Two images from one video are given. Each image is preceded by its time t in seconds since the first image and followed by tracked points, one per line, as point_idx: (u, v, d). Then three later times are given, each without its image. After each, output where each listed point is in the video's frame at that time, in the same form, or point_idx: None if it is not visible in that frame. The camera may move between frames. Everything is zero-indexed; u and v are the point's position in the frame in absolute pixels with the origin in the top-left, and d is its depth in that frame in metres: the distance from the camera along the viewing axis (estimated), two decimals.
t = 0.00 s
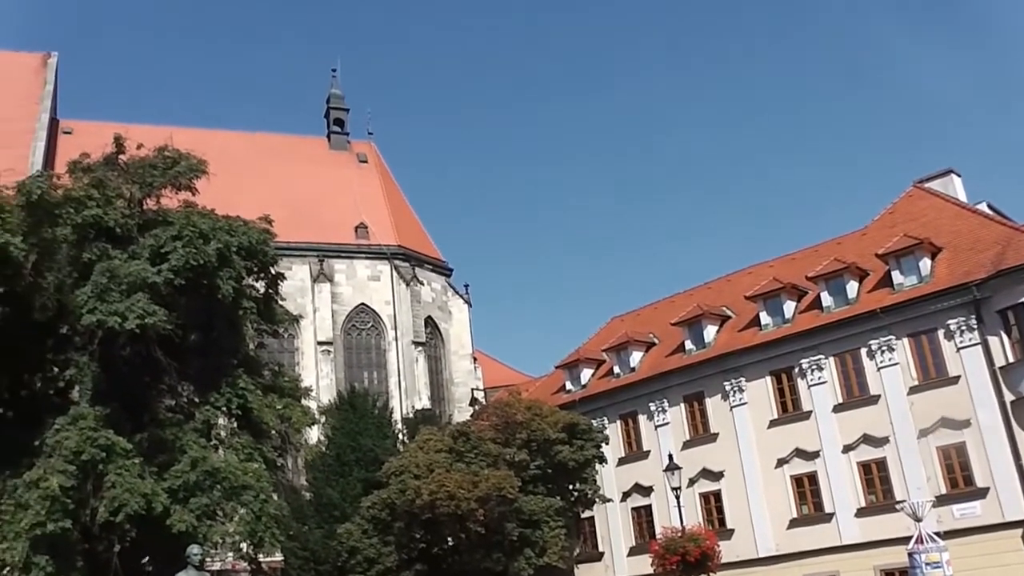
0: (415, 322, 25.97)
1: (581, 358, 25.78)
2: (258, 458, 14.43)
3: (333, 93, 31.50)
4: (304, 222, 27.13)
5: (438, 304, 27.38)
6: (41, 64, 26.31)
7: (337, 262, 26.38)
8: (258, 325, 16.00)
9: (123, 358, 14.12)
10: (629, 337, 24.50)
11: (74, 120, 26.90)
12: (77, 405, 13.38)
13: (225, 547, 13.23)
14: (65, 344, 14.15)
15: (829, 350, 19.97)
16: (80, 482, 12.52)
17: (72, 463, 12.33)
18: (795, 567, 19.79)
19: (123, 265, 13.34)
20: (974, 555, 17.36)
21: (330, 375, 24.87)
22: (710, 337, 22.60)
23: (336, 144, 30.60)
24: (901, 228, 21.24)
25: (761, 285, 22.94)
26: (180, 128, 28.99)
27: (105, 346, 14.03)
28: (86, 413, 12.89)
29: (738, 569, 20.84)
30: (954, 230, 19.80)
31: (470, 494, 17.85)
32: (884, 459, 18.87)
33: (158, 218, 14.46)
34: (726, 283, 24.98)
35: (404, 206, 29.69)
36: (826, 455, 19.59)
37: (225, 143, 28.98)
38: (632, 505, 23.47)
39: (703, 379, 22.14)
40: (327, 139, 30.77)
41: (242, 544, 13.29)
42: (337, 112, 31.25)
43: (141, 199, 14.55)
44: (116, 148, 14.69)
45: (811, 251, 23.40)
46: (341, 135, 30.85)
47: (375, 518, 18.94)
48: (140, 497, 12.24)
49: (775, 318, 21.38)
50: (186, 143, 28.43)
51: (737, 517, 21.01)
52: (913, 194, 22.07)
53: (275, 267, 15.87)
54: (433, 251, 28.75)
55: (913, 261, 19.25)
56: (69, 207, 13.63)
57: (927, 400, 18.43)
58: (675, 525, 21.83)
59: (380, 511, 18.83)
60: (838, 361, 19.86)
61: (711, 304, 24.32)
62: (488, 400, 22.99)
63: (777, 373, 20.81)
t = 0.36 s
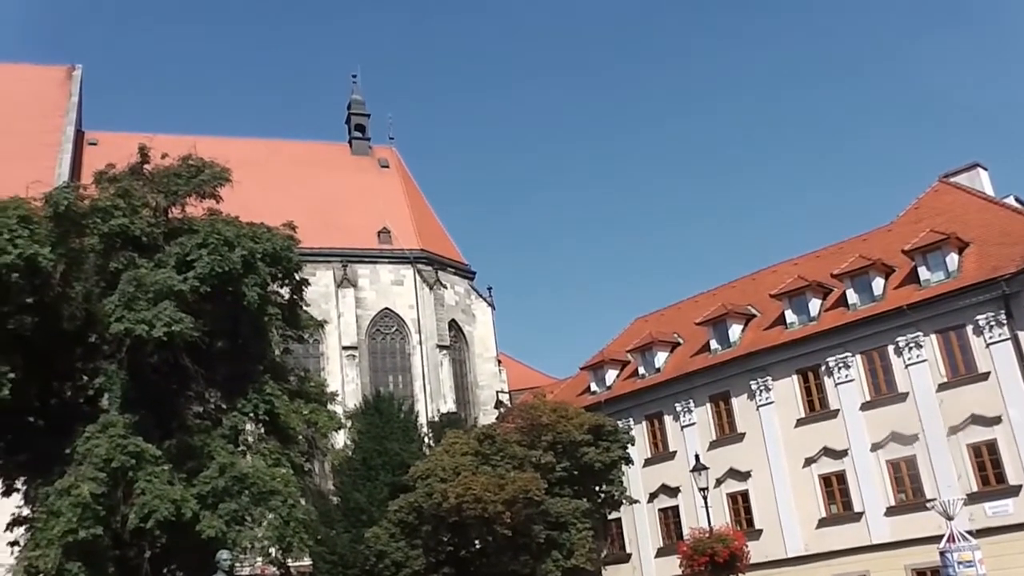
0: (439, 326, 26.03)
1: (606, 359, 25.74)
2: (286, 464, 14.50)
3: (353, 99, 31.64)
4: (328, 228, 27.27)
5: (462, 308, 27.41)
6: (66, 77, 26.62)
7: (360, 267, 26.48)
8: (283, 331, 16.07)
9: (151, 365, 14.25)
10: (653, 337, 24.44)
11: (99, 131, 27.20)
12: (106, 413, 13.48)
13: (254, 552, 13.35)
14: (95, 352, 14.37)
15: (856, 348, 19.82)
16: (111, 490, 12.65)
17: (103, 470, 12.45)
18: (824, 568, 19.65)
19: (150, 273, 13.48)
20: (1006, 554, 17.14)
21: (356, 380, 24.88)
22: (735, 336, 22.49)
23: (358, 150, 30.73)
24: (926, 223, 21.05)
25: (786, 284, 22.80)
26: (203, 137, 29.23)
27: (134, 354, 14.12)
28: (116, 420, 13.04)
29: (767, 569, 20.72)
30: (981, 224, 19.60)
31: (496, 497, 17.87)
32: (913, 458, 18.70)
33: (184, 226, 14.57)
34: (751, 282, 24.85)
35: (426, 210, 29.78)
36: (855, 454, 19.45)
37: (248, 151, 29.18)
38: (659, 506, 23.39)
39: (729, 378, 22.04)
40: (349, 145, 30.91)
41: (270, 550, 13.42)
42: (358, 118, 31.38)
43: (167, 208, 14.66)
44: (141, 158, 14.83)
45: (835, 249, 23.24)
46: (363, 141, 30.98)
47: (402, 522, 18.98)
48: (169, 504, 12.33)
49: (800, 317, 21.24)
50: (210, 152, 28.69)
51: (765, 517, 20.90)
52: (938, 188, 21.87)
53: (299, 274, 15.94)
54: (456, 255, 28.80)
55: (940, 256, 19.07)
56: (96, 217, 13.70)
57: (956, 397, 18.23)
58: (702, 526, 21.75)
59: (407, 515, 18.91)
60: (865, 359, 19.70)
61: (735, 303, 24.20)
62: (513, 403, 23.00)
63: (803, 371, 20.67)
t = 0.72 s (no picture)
0: (475, 329, 26.07)
1: (642, 360, 25.65)
2: (325, 468, 14.56)
3: (386, 105, 31.81)
4: (363, 233, 27.41)
5: (497, 311, 27.42)
6: (103, 90, 27.00)
7: (396, 271, 26.60)
8: (320, 337, 16.17)
9: (191, 373, 14.39)
10: (690, 337, 24.29)
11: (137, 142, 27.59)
12: (149, 420, 13.63)
13: (296, 556, 13.42)
14: (136, 360, 14.45)
15: (896, 345, 19.56)
16: (154, 496, 12.86)
17: (146, 477, 12.64)
18: (868, 568, 19.39)
19: (189, 282, 13.67)
20: None
21: (393, 385, 25.05)
22: (773, 335, 22.29)
23: (391, 155, 30.87)
24: (966, 217, 20.73)
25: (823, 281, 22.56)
26: (239, 147, 29.54)
27: (174, 362, 14.27)
28: (158, 427, 13.18)
29: (810, 570, 20.49)
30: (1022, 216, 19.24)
31: (535, 499, 17.86)
32: (957, 456, 18.40)
33: (222, 234, 14.71)
34: (788, 279, 24.62)
35: (459, 213, 29.83)
36: (897, 452, 19.20)
37: (283, 159, 29.43)
38: (699, 507, 23.23)
39: (767, 377, 21.84)
40: (382, 150, 31.06)
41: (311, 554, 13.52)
42: (390, 124, 31.53)
43: (204, 217, 14.82)
44: (178, 167, 14.99)
45: (873, 245, 22.95)
46: (396, 146, 31.12)
47: (441, 525, 18.97)
48: (212, 509, 12.45)
49: (839, 314, 21.01)
50: (245, 161, 28.99)
51: (807, 518, 20.68)
52: (978, 181, 21.52)
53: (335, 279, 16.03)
54: (491, 258, 28.83)
55: (981, 250, 18.75)
56: (135, 227, 13.96)
57: (1000, 393, 17.90)
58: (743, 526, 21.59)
59: (447, 518, 18.88)
60: (906, 356, 19.43)
61: (773, 301, 23.99)
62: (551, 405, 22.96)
63: (843, 369, 20.44)
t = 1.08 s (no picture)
0: (529, 331, 26.07)
1: (698, 361, 25.43)
2: (382, 471, 14.66)
3: (437, 109, 31.99)
4: (417, 237, 27.58)
5: (551, 312, 27.39)
6: (162, 100, 27.52)
7: (449, 275, 26.73)
8: (376, 340, 16.29)
9: (250, 378, 14.62)
10: (746, 337, 24.00)
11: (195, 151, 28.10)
12: (209, 424, 13.72)
13: (355, 558, 13.53)
14: (196, 365, 14.59)
15: (959, 344, 19.11)
16: (216, 499, 13.04)
17: (208, 480, 12.83)
18: (933, 571, 18.95)
19: (247, 287, 13.89)
20: None
21: (448, 387, 25.11)
22: (831, 334, 21.94)
23: (443, 159, 31.01)
24: None
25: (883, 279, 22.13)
26: (294, 153, 29.92)
27: (234, 367, 14.41)
28: (219, 431, 13.33)
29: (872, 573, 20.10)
30: None
31: (592, 501, 17.81)
32: None
33: (278, 240, 14.90)
34: (846, 278, 24.22)
35: (512, 216, 29.87)
36: (962, 452, 18.74)
37: (338, 164, 29.74)
38: (758, 509, 22.92)
39: (826, 377, 21.49)
40: (434, 155, 31.22)
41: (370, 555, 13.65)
42: (442, 128, 31.68)
43: (261, 223, 15.06)
44: (235, 175, 15.24)
45: (934, 242, 22.47)
46: (448, 150, 31.25)
47: (498, 527, 18.98)
48: (273, 512, 12.61)
49: (899, 313, 20.60)
50: (300, 167, 29.36)
51: (869, 520, 20.31)
52: None
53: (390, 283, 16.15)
54: (543, 260, 28.81)
55: None
56: (194, 234, 14.31)
57: None
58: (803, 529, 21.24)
59: (503, 520, 18.89)
60: (969, 355, 18.98)
61: (830, 300, 23.61)
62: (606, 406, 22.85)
63: (904, 368, 20.02)
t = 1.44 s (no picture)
0: (577, 332, 26.00)
1: (749, 360, 25.16)
2: (434, 474, 14.68)
3: (482, 112, 32.05)
4: (463, 240, 27.65)
5: (599, 313, 27.30)
6: (211, 109, 27.90)
7: (497, 277, 26.76)
8: (425, 343, 16.34)
9: (303, 383, 14.76)
10: (798, 335, 23.70)
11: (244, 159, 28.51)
12: (263, 428, 13.87)
13: (408, 561, 13.60)
14: (249, 371, 14.72)
15: (1018, 339, 18.67)
16: (271, 503, 13.21)
17: (263, 484, 13.01)
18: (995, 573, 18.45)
19: (297, 293, 14.02)
20: None
21: (497, 389, 25.16)
22: (885, 331, 21.57)
23: (488, 161, 31.07)
24: None
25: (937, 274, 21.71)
26: (342, 159, 30.21)
27: (286, 372, 14.60)
28: (272, 435, 13.51)
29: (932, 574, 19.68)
30: None
31: (644, 502, 17.68)
32: None
33: (327, 245, 15.01)
34: (899, 274, 23.80)
35: (558, 217, 29.83)
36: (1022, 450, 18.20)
37: (384, 169, 29.96)
38: (813, 509, 22.59)
39: (880, 375, 21.14)
40: (480, 157, 31.29)
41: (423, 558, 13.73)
42: (487, 131, 31.75)
43: (310, 229, 15.14)
44: (285, 182, 15.41)
45: (990, 235, 21.99)
46: (493, 152, 31.30)
47: (550, 529, 18.95)
48: (326, 515, 12.71)
49: (955, 308, 20.20)
50: (348, 172, 29.64)
51: (927, 519, 19.93)
52: None
53: (438, 286, 16.22)
54: (590, 260, 28.72)
55: None
56: (245, 241, 14.50)
57: None
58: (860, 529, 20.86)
59: (555, 522, 18.84)
60: None
61: (883, 296, 23.22)
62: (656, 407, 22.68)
63: (961, 365, 19.59)
